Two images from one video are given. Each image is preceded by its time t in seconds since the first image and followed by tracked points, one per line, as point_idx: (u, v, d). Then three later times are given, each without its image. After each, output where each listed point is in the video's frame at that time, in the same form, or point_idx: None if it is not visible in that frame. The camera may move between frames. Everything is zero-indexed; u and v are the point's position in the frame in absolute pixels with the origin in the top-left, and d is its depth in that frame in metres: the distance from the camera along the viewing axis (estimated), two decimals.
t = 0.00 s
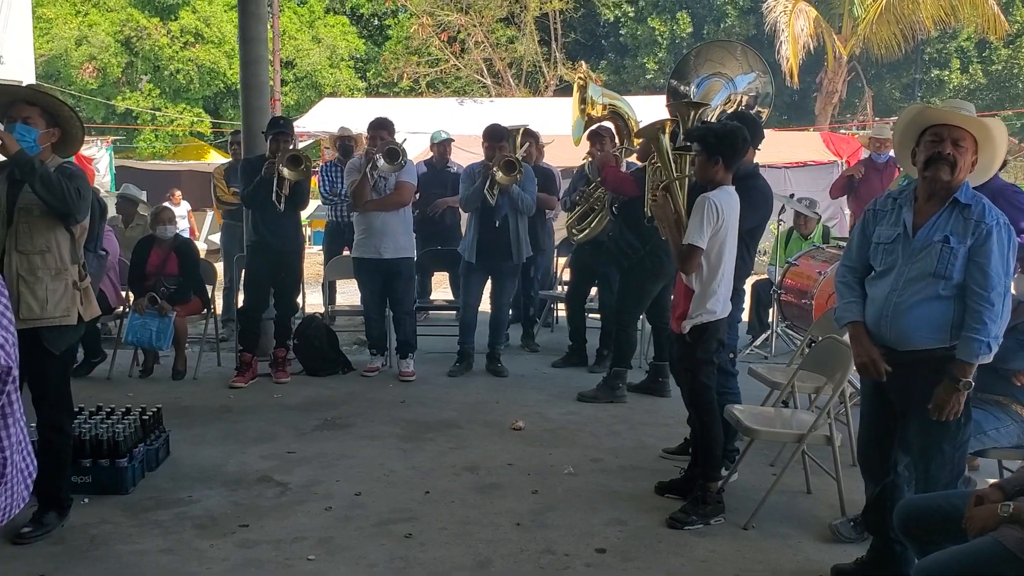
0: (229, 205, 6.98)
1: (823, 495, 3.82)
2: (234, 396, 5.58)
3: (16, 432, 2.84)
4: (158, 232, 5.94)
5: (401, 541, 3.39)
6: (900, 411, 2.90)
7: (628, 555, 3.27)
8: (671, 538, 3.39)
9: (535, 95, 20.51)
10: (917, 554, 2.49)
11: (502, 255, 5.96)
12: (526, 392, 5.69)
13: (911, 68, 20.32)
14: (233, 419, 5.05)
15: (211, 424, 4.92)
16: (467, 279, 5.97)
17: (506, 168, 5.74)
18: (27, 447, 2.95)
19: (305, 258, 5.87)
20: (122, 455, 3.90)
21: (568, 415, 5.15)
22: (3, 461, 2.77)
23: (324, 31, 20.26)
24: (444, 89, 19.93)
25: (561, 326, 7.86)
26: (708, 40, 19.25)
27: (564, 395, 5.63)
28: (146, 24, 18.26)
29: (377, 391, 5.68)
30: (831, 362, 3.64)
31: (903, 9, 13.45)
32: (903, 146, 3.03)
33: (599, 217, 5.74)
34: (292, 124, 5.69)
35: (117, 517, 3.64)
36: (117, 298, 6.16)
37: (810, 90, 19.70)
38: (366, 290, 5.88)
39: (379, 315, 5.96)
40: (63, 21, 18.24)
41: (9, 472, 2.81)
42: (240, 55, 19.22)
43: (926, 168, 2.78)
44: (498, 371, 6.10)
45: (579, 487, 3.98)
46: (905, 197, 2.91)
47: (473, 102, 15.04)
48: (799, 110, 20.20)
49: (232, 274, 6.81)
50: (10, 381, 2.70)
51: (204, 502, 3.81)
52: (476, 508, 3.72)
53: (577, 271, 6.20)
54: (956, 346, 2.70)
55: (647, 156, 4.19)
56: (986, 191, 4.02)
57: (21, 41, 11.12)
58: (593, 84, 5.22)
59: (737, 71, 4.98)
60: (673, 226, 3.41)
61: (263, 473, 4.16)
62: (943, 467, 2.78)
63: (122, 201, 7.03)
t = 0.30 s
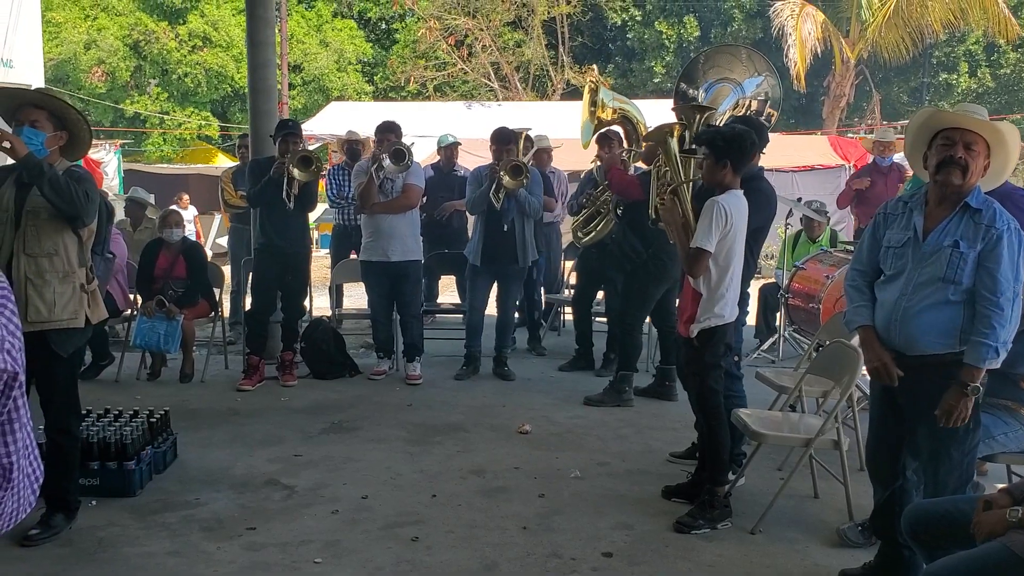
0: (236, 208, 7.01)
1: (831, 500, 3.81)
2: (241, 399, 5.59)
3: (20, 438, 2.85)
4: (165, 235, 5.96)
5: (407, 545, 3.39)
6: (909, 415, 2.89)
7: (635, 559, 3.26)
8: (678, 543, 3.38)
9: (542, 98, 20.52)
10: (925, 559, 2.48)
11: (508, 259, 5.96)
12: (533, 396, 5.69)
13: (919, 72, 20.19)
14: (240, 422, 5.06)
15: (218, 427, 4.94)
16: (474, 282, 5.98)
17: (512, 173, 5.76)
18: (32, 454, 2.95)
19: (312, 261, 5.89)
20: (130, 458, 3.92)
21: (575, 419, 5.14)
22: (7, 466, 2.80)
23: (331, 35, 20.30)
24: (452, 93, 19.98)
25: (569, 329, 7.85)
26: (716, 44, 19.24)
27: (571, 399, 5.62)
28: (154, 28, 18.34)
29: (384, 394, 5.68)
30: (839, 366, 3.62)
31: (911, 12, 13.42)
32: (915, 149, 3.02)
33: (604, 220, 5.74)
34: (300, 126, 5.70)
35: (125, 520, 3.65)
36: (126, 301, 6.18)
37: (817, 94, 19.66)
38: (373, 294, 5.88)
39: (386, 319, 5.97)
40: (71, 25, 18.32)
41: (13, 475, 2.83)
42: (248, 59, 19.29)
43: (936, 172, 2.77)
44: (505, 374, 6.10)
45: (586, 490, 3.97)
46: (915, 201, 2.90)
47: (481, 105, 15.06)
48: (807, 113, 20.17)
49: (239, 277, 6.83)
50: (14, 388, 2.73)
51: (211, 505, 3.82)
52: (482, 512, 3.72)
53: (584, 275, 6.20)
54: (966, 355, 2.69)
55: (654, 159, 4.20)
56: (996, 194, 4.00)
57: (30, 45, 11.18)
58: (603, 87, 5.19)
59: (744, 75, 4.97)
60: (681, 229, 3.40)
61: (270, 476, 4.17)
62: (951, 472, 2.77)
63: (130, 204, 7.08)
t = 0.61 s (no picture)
0: (243, 211, 7.03)
1: (837, 503, 3.80)
2: (248, 402, 5.60)
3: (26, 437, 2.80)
4: (172, 238, 5.95)
5: (413, 548, 3.39)
6: (915, 418, 2.87)
7: (641, 562, 3.25)
8: (684, 546, 3.38)
9: (548, 102, 20.51)
10: (932, 563, 2.47)
11: (515, 262, 5.97)
12: (539, 399, 5.69)
13: (926, 75, 20.05)
14: (246, 424, 5.07)
15: (224, 430, 4.95)
16: (480, 286, 5.99)
17: (519, 178, 5.76)
18: (37, 452, 2.90)
19: (318, 264, 5.90)
20: (136, 461, 3.93)
21: (581, 422, 5.14)
22: (12, 467, 2.76)
23: (338, 38, 20.32)
24: (458, 96, 20.02)
25: (574, 332, 7.84)
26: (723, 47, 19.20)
27: (576, 402, 5.62)
28: (161, 31, 18.42)
29: (390, 397, 5.68)
30: (845, 369, 3.62)
31: (918, 15, 13.37)
32: (925, 154, 3.02)
33: (611, 223, 5.75)
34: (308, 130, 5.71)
35: (131, 522, 3.66)
36: (133, 304, 6.19)
37: (825, 97, 19.62)
38: (379, 297, 5.89)
39: (392, 322, 5.97)
40: (79, 28, 18.39)
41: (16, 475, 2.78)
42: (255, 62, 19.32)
43: (945, 174, 2.77)
44: (511, 377, 6.10)
45: (591, 494, 3.97)
46: (924, 204, 2.90)
47: (487, 109, 15.07)
48: (814, 117, 20.11)
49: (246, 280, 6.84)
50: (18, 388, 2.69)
51: (217, 507, 3.82)
52: (488, 515, 3.71)
53: (590, 278, 6.21)
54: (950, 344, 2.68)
55: (660, 161, 4.20)
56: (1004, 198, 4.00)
57: (38, 49, 11.25)
58: (610, 91, 5.21)
59: (748, 77, 4.97)
60: (688, 232, 3.39)
61: (276, 478, 4.17)
62: (959, 475, 2.76)
63: (137, 206, 7.11)
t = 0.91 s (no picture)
0: (248, 212, 7.04)
1: (843, 505, 3.78)
2: (252, 403, 5.61)
3: (30, 436, 2.99)
4: (177, 240, 5.99)
5: (417, 549, 3.39)
6: (921, 419, 2.87)
7: (646, 564, 3.25)
8: (689, 548, 3.37)
9: (553, 104, 20.54)
10: (938, 564, 2.47)
11: (520, 264, 5.98)
12: (543, 401, 5.68)
13: (931, 77, 19.88)
14: (251, 425, 5.08)
15: (229, 431, 4.95)
16: (485, 288, 5.99)
17: (524, 181, 5.75)
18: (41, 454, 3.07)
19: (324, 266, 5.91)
20: (141, 462, 3.94)
21: (585, 424, 5.14)
22: (19, 463, 2.94)
23: (342, 40, 20.37)
24: (462, 98, 20.08)
25: (579, 334, 7.84)
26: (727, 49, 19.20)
27: (581, 403, 5.61)
28: (167, 34, 18.50)
29: (395, 399, 5.68)
30: (850, 371, 3.61)
31: (922, 16, 13.34)
32: (930, 155, 3.01)
33: (616, 225, 5.71)
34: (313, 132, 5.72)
35: (135, 523, 3.67)
36: (138, 306, 6.23)
37: (829, 99, 19.61)
38: (384, 299, 5.89)
39: (397, 324, 5.97)
40: (85, 31, 18.46)
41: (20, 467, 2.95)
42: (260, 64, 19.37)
43: (950, 174, 2.76)
44: (515, 379, 6.10)
45: (596, 495, 3.96)
46: (930, 205, 2.89)
47: (492, 110, 15.09)
48: (818, 119, 20.10)
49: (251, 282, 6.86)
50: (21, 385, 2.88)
51: (222, 508, 3.83)
52: (492, 517, 3.71)
53: (596, 280, 6.21)
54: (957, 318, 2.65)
55: (665, 163, 4.21)
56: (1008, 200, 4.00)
57: (44, 51, 11.30)
58: (612, 94, 5.12)
59: (753, 78, 4.96)
60: (694, 233, 3.39)
61: (281, 480, 4.17)
62: (964, 477, 2.75)
63: (143, 208, 7.13)
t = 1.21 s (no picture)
0: (251, 212, 7.04)
1: (847, 506, 3.77)
2: (256, 403, 5.61)
3: (33, 431, 3.15)
4: (181, 240, 5.99)
5: (420, 549, 3.39)
6: (925, 419, 2.86)
7: (650, 565, 3.24)
8: (694, 549, 3.36)
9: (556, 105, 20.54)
10: (941, 564, 2.46)
11: (523, 264, 5.98)
12: (547, 401, 5.68)
13: (935, 77, 19.76)
14: (255, 426, 5.08)
15: (232, 432, 4.95)
16: (489, 288, 5.99)
17: (529, 181, 5.75)
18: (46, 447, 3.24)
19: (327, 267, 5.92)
20: (144, 462, 3.94)
21: (589, 424, 5.13)
22: (24, 459, 3.09)
23: (346, 41, 20.39)
24: (465, 99, 20.10)
25: (582, 335, 7.84)
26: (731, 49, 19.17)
27: (584, 404, 5.61)
28: (171, 35, 18.48)
29: (398, 400, 5.68)
30: (854, 371, 3.61)
31: (927, 16, 13.31)
32: (932, 157, 3.01)
33: (620, 225, 5.71)
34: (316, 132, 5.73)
35: (139, 523, 3.67)
36: (141, 306, 6.23)
37: (832, 100, 19.58)
38: (387, 299, 5.90)
39: (400, 324, 5.98)
40: (89, 31, 18.48)
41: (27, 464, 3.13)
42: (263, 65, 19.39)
43: (954, 172, 2.75)
44: (519, 379, 6.09)
45: (599, 496, 3.96)
46: (932, 204, 2.88)
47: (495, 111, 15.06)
48: (821, 119, 20.06)
49: (254, 282, 6.86)
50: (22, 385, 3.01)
51: (225, 508, 3.83)
52: (495, 517, 3.71)
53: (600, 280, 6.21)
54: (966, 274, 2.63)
55: (668, 163, 4.21)
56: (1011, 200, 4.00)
57: (48, 51, 11.33)
58: (618, 92, 5.10)
59: (761, 81, 4.93)
60: (699, 233, 3.38)
61: (284, 480, 4.17)
62: (968, 479, 2.74)
63: (146, 208, 7.14)
